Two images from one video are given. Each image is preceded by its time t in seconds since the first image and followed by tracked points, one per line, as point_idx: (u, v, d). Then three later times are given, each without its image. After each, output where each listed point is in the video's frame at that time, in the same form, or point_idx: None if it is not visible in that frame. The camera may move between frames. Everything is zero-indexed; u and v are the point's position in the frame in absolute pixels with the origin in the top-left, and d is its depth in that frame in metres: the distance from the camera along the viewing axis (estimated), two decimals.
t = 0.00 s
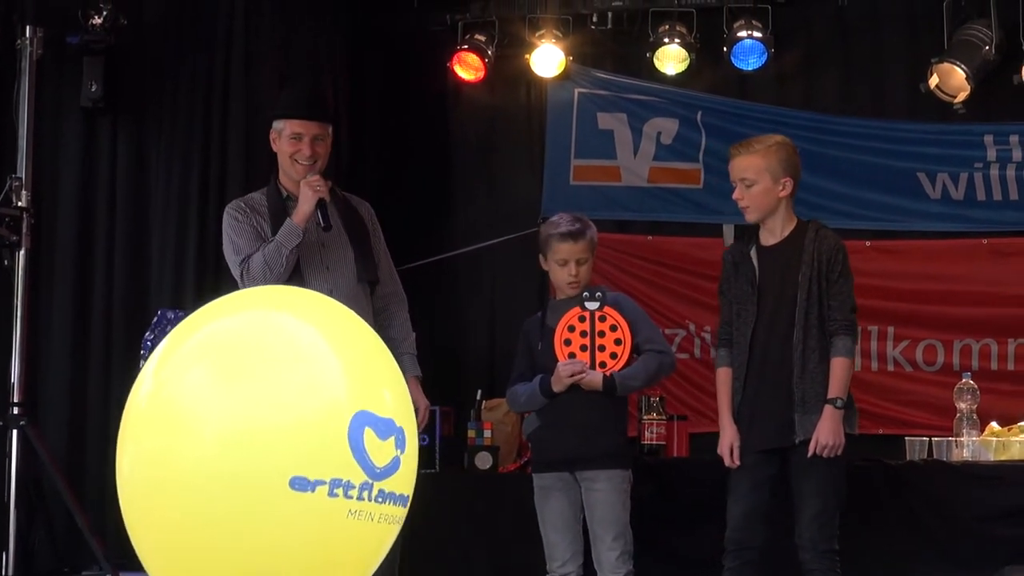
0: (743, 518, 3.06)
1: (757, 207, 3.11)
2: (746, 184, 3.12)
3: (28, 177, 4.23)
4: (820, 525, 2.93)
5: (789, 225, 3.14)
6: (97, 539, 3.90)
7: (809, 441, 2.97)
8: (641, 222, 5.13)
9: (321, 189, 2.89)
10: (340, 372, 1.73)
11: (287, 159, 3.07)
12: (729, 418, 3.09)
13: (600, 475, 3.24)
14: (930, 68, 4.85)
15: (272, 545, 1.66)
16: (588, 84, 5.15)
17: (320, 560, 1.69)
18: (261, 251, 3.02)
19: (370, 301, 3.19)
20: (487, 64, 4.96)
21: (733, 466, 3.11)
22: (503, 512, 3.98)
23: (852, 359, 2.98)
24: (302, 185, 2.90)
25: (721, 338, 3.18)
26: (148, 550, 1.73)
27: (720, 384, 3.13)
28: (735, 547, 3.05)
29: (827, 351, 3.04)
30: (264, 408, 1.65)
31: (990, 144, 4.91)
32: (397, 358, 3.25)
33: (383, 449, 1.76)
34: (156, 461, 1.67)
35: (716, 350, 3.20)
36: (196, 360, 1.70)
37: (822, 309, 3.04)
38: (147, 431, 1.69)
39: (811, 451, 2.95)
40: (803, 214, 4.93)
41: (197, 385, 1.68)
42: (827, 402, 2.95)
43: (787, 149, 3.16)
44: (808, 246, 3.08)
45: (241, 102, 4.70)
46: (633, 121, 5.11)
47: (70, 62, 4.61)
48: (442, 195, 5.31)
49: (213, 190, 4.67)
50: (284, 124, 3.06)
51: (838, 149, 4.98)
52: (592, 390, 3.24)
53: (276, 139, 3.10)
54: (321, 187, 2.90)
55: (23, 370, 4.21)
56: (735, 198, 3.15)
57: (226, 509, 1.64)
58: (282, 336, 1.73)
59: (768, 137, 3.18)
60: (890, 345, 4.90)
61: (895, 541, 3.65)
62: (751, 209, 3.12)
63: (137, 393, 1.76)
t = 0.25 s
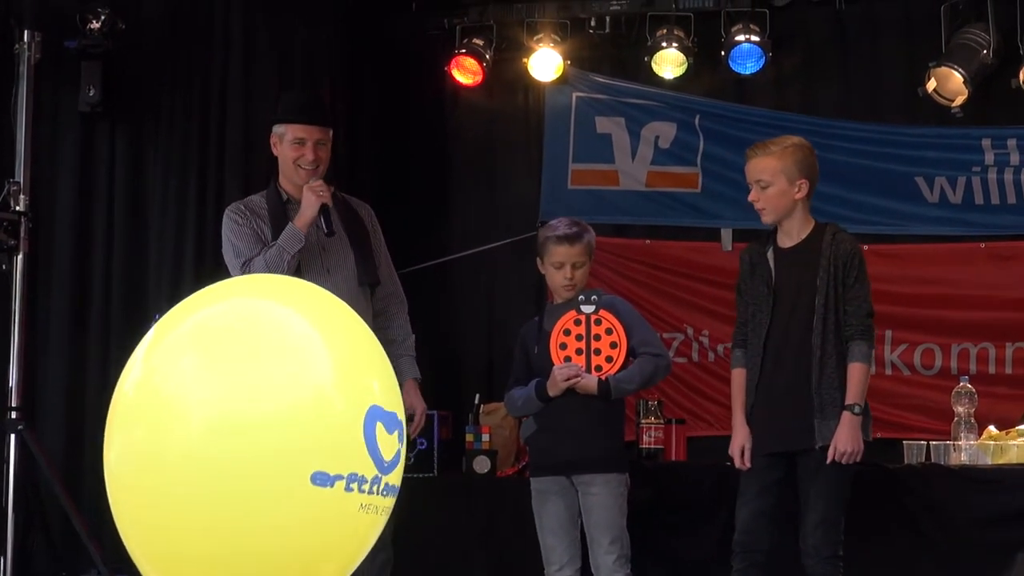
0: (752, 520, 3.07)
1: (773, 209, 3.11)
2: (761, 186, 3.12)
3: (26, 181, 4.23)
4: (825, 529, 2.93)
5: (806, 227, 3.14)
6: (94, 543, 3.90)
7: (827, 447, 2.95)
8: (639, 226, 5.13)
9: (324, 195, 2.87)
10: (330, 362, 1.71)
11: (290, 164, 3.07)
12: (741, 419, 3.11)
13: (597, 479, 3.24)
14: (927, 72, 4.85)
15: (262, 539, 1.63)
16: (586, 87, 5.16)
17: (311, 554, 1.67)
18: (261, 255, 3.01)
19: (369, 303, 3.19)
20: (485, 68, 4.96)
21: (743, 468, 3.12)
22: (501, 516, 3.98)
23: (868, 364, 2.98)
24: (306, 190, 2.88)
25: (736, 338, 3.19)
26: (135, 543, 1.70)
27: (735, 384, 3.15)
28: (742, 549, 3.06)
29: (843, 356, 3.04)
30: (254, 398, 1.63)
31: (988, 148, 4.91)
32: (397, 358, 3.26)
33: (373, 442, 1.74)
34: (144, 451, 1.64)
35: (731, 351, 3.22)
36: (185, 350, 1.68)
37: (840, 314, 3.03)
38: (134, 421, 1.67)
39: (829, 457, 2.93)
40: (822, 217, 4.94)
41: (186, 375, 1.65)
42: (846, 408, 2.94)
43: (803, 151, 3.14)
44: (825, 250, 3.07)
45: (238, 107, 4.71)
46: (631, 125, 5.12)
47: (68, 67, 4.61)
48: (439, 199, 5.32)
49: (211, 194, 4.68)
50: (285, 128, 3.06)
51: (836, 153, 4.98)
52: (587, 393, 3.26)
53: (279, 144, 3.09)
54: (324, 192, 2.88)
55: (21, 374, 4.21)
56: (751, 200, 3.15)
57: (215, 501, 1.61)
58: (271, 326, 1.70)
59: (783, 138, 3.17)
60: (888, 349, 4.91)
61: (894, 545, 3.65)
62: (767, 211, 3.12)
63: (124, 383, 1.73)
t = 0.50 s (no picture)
0: (749, 523, 3.07)
1: (774, 211, 3.11)
2: (761, 187, 3.12)
3: (23, 185, 4.24)
4: (824, 532, 2.94)
5: (808, 230, 3.14)
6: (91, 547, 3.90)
7: (826, 452, 2.97)
8: (636, 229, 5.14)
9: (334, 204, 2.90)
10: (306, 364, 1.73)
11: (305, 175, 3.06)
12: (740, 423, 3.12)
13: (594, 482, 3.24)
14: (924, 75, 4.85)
15: (239, 538, 1.65)
16: (583, 91, 5.18)
17: (289, 555, 1.69)
18: (262, 260, 3.01)
19: (368, 306, 3.19)
20: (482, 72, 4.97)
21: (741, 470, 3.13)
22: (499, 519, 3.97)
23: (868, 369, 2.98)
24: (316, 199, 2.89)
25: (736, 341, 3.20)
26: (113, 544, 1.72)
27: (734, 386, 3.16)
28: (739, 551, 3.07)
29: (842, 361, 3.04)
30: (231, 398, 1.65)
31: (985, 151, 4.91)
32: (399, 357, 3.29)
33: (350, 443, 1.76)
34: (122, 450, 1.67)
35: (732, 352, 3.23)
36: (164, 350, 1.70)
37: (840, 318, 3.02)
38: (112, 420, 1.69)
39: (829, 461, 2.95)
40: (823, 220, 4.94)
41: (163, 374, 1.68)
42: (845, 412, 2.95)
43: (806, 153, 3.14)
44: (827, 254, 3.06)
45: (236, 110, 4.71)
46: (628, 129, 5.12)
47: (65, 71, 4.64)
48: (437, 202, 5.32)
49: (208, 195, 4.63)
50: (297, 140, 3.03)
51: (833, 156, 4.99)
52: (582, 397, 3.26)
53: (287, 157, 3.05)
54: (333, 202, 2.90)
55: (19, 377, 4.21)
56: (752, 201, 3.15)
57: (192, 499, 1.64)
58: (248, 327, 1.73)
59: (786, 141, 3.17)
60: (885, 352, 4.91)
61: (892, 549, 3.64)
62: (767, 213, 3.12)
63: (103, 382, 1.76)
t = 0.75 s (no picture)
0: (741, 525, 3.07)
1: (755, 215, 3.12)
2: (743, 190, 3.14)
3: (21, 188, 4.24)
4: (815, 535, 2.93)
5: (790, 234, 3.14)
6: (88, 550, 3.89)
7: (809, 455, 2.97)
8: (634, 232, 5.14)
9: (335, 212, 2.89)
10: (278, 367, 1.71)
11: (302, 180, 3.06)
12: (730, 426, 3.11)
13: (591, 484, 3.23)
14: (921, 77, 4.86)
15: (212, 544, 1.63)
16: (581, 94, 5.18)
17: (263, 560, 1.67)
18: (260, 264, 3.01)
19: (365, 309, 3.19)
20: (480, 74, 4.97)
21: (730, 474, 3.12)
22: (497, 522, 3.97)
23: (852, 372, 2.97)
24: (317, 206, 2.88)
25: (725, 346, 3.18)
26: (81, 552, 1.69)
27: (723, 393, 3.14)
28: (730, 557, 3.07)
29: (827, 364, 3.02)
30: (202, 404, 1.62)
31: (982, 153, 4.92)
32: (396, 359, 3.29)
33: (324, 448, 1.74)
34: (92, 457, 1.63)
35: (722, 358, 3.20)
36: (132, 355, 1.66)
37: (823, 321, 3.02)
38: (83, 425, 1.65)
39: (811, 465, 2.95)
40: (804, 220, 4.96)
41: (133, 378, 1.64)
42: (828, 416, 2.93)
43: (790, 159, 3.16)
44: (810, 258, 3.05)
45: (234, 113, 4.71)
46: (626, 132, 5.13)
47: (63, 75, 4.61)
48: (435, 205, 5.33)
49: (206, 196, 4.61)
50: (295, 146, 3.03)
51: (831, 159, 5.00)
52: (580, 395, 3.25)
53: (284, 161, 3.05)
54: (335, 209, 2.89)
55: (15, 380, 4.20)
56: (734, 204, 3.17)
57: (163, 506, 1.61)
58: (219, 328, 1.69)
59: (772, 146, 3.19)
60: (882, 355, 4.90)
61: (888, 553, 3.64)
62: (749, 215, 3.13)
63: (73, 386, 1.72)
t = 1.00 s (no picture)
0: (730, 529, 3.07)
1: (730, 221, 3.13)
2: (717, 198, 3.15)
3: (18, 191, 4.23)
4: (802, 536, 2.92)
5: (767, 238, 3.14)
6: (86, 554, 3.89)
7: (787, 455, 2.97)
8: (632, 235, 5.14)
9: (333, 216, 2.89)
10: (250, 358, 1.72)
11: (297, 184, 3.06)
12: (713, 430, 3.12)
13: (590, 487, 3.23)
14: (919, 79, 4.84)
15: (182, 535, 1.64)
16: (579, 97, 5.19)
17: (234, 551, 1.69)
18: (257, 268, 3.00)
19: (361, 312, 3.19)
20: (477, 77, 4.97)
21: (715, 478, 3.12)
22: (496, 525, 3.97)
23: (830, 372, 2.97)
24: (315, 210, 2.88)
25: (707, 350, 3.20)
26: (53, 542, 1.71)
27: (706, 396, 3.16)
28: (723, 559, 3.06)
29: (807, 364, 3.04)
30: (173, 395, 1.64)
31: (980, 156, 4.92)
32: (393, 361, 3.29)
33: (295, 440, 1.75)
34: (64, 448, 1.65)
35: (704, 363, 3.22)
36: (105, 348, 1.68)
37: (804, 321, 3.03)
38: (55, 416, 1.68)
39: (789, 464, 2.95)
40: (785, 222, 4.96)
41: (105, 370, 1.66)
42: (805, 415, 2.94)
43: (761, 163, 3.16)
44: (788, 259, 3.07)
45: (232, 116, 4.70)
46: (623, 134, 5.15)
47: (61, 78, 4.62)
48: (434, 208, 5.33)
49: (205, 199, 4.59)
50: (289, 150, 3.03)
51: (829, 161, 5.00)
52: (579, 398, 3.24)
53: (278, 166, 3.05)
54: (333, 213, 2.89)
55: (13, 384, 4.19)
56: (709, 212, 3.18)
57: (132, 497, 1.63)
58: (190, 320, 1.71)
59: (742, 151, 3.20)
60: (881, 357, 4.91)
61: (882, 556, 3.64)
62: (724, 223, 3.14)
63: (46, 377, 1.74)
